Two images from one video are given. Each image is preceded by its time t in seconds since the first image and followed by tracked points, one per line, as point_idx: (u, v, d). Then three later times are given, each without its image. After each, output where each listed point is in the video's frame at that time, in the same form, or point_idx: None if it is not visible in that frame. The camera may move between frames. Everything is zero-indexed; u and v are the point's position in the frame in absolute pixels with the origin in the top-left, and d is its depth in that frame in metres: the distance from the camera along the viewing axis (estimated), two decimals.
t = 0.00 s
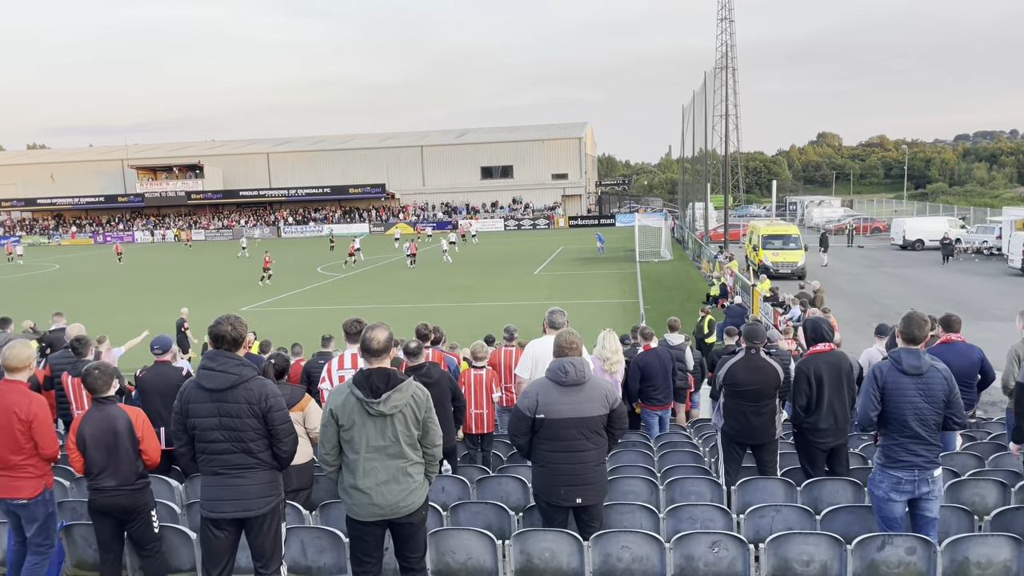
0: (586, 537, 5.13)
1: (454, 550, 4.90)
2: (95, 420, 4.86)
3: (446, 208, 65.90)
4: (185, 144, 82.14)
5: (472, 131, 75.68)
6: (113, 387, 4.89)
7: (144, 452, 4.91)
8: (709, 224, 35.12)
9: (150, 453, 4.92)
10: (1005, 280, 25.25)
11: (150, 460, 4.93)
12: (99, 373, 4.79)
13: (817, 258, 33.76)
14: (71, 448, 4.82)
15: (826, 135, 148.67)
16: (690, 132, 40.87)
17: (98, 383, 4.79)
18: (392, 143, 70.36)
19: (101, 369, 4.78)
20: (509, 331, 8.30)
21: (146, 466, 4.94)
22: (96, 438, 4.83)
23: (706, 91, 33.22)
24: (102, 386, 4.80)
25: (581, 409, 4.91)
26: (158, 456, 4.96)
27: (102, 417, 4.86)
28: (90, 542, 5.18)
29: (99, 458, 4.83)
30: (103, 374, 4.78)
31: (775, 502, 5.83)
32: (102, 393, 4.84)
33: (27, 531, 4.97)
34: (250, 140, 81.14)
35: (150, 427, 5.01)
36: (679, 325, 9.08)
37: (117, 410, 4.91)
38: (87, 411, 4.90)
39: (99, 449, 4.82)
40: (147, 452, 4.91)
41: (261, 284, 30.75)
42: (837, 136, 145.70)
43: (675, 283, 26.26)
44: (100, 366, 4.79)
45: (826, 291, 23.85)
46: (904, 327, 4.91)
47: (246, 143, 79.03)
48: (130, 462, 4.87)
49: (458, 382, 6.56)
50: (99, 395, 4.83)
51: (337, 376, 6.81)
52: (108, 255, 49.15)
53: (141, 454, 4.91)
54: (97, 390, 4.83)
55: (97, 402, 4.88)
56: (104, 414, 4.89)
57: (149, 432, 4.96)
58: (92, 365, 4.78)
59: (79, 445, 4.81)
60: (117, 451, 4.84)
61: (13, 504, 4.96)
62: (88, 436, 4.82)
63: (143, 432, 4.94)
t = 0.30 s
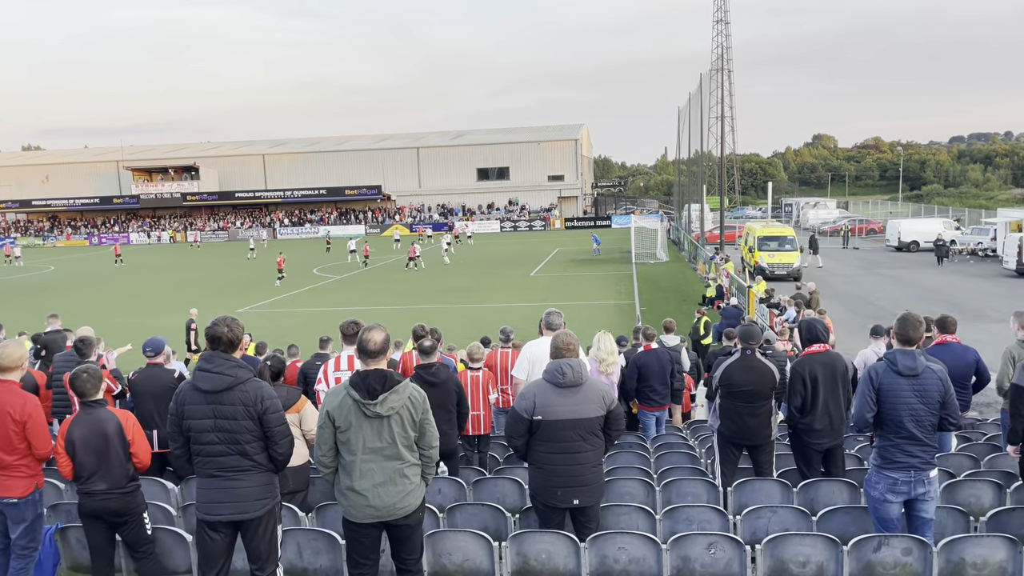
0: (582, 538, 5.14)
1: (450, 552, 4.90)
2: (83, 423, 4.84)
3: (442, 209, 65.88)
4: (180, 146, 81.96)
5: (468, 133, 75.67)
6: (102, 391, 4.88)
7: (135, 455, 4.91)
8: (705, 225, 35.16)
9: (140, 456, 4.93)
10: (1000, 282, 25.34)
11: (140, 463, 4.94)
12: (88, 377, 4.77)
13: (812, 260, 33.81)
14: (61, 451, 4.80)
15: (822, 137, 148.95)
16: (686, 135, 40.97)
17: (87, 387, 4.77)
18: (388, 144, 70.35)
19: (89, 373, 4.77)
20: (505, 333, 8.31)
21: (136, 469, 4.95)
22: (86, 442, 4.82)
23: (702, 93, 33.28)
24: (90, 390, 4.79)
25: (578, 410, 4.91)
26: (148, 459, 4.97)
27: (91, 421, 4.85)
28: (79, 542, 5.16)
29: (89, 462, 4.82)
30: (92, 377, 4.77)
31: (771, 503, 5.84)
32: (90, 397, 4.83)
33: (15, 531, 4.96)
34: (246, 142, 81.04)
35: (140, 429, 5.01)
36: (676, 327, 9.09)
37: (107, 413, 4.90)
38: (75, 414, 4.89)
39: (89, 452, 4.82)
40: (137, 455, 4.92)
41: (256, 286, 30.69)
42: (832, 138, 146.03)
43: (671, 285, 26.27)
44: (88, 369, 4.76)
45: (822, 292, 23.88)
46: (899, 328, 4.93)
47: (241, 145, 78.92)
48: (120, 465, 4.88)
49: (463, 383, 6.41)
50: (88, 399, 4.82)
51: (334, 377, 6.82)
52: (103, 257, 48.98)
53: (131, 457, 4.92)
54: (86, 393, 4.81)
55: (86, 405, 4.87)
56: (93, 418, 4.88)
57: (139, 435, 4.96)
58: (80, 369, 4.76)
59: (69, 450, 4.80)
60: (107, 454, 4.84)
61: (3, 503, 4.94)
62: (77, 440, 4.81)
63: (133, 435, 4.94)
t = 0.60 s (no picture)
0: (579, 539, 5.14)
1: (447, 553, 4.89)
2: (75, 426, 4.82)
3: (439, 210, 65.85)
4: (177, 146, 81.82)
5: (465, 134, 75.67)
6: (93, 392, 4.86)
7: (128, 456, 4.90)
8: (701, 226, 35.22)
9: (134, 457, 4.92)
10: (995, 282, 25.41)
11: (133, 464, 4.93)
12: (79, 379, 4.75)
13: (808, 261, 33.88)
14: (52, 455, 4.77)
15: (818, 138, 149.25)
16: (683, 136, 41.02)
17: (78, 390, 4.75)
18: (385, 145, 70.32)
19: (80, 376, 4.75)
20: (502, 334, 8.31)
21: (130, 470, 4.94)
22: (78, 444, 4.79)
23: (698, 94, 33.33)
24: (80, 392, 4.77)
25: (575, 411, 4.91)
26: (141, 459, 4.96)
27: (84, 423, 4.84)
28: (70, 543, 5.13)
29: (82, 465, 4.80)
30: (83, 378, 4.74)
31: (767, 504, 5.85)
32: (81, 398, 4.80)
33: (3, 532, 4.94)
34: (243, 143, 80.93)
35: (132, 429, 5.00)
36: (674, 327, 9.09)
37: (99, 415, 4.89)
38: (67, 417, 4.86)
39: (81, 454, 4.79)
40: (130, 455, 4.91)
41: (252, 287, 30.64)
42: (828, 139, 146.44)
43: (668, 286, 26.27)
44: (78, 371, 4.74)
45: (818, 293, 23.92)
46: (894, 329, 4.94)
47: (238, 145, 78.84)
48: (114, 466, 4.86)
49: (473, 385, 6.37)
50: (80, 401, 4.81)
51: (330, 378, 6.85)
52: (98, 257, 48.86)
53: (125, 458, 4.90)
54: (77, 395, 4.79)
55: (77, 408, 4.84)
56: (85, 420, 4.86)
57: (132, 436, 4.95)
58: (70, 371, 4.73)
59: (61, 453, 4.77)
60: (100, 456, 4.82)
61: None
62: (70, 442, 4.78)
63: (126, 435, 4.92)
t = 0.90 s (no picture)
0: (577, 539, 5.14)
1: (445, 553, 4.89)
2: (69, 425, 4.82)
3: (436, 210, 65.80)
4: (174, 146, 81.68)
5: (462, 133, 75.68)
6: (87, 391, 4.86)
7: (123, 454, 4.90)
8: (698, 226, 35.28)
9: (129, 455, 4.93)
10: (992, 282, 25.48)
11: (129, 462, 4.94)
12: (72, 378, 4.74)
13: (806, 260, 33.93)
14: (46, 454, 4.75)
15: (816, 137, 149.44)
16: (680, 136, 41.05)
17: (72, 389, 4.75)
18: (382, 145, 70.26)
19: (73, 375, 4.74)
20: (499, 333, 8.29)
21: (127, 468, 4.94)
22: (73, 443, 4.79)
23: (696, 94, 33.34)
24: (74, 391, 4.76)
25: (573, 411, 4.91)
26: (137, 456, 4.97)
27: (78, 422, 4.84)
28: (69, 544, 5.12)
29: (77, 465, 4.79)
30: (76, 378, 4.73)
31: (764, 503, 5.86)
32: (74, 396, 4.79)
33: None
34: (240, 142, 80.78)
35: (127, 428, 5.00)
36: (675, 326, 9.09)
37: (93, 415, 4.89)
38: (61, 417, 4.85)
39: (76, 454, 4.79)
40: (126, 454, 4.91)
41: (250, 287, 30.63)
42: (825, 139, 146.75)
43: (665, 286, 26.31)
44: (72, 370, 4.73)
45: (815, 293, 23.98)
46: (892, 329, 4.94)
47: (235, 145, 78.72)
48: (110, 465, 4.86)
49: (479, 386, 6.36)
50: (73, 400, 4.80)
51: (327, 378, 6.85)
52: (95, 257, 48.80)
53: (120, 457, 4.91)
54: (71, 395, 4.79)
55: (70, 407, 4.84)
56: (79, 419, 4.85)
57: (127, 434, 4.95)
58: (65, 370, 4.72)
59: (55, 453, 4.77)
60: (97, 455, 4.82)
61: None
62: (64, 442, 4.79)
63: (121, 434, 4.93)
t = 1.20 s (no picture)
0: (575, 537, 5.15)
1: (442, 552, 4.89)
2: (71, 424, 4.84)
3: (434, 208, 65.77)
4: (172, 144, 81.57)
5: (460, 132, 75.64)
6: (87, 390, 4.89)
7: (126, 451, 4.92)
8: (696, 225, 35.31)
9: (132, 451, 4.94)
10: (989, 281, 25.53)
11: (132, 458, 4.95)
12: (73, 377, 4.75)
13: (804, 259, 33.95)
14: (49, 452, 4.76)
15: (814, 136, 149.49)
16: (678, 135, 41.07)
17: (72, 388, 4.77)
18: (380, 144, 70.21)
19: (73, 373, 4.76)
20: (498, 332, 8.27)
21: (130, 463, 4.96)
22: (76, 441, 4.80)
23: (694, 93, 33.36)
24: (75, 389, 4.76)
25: (570, 410, 4.91)
26: (140, 452, 4.99)
27: (79, 421, 4.85)
28: (74, 545, 5.08)
29: (81, 462, 4.81)
30: (77, 376, 4.73)
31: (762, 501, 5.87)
32: (74, 395, 4.79)
33: None
34: (238, 141, 80.69)
35: (128, 424, 5.01)
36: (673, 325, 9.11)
37: (94, 412, 4.89)
38: (63, 414, 4.86)
39: (79, 451, 4.80)
40: (129, 450, 4.92)
41: (247, 285, 30.61)
42: (823, 138, 146.94)
43: (663, 284, 26.34)
44: (73, 368, 4.73)
45: (813, 292, 24.01)
46: (890, 327, 4.95)
47: (233, 143, 78.65)
48: (114, 461, 4.88)
49: (481, 385, 6.35)
50: (74, 398, 4.80)
51: (325, 375, 6.85)
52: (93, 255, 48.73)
53: (123, 453, 4.92)
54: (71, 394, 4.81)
55: (71, 405, 4.84)
56: (80, 417, 4.85)
57: (128, 431, 4.96)
58: (65, 368, 4.72)
59: (58, 451, 4.78)
60: (99, 452, 4.83)
61: None
62: (67, 441, 4.79)
63: (123, 431, 4.94)
